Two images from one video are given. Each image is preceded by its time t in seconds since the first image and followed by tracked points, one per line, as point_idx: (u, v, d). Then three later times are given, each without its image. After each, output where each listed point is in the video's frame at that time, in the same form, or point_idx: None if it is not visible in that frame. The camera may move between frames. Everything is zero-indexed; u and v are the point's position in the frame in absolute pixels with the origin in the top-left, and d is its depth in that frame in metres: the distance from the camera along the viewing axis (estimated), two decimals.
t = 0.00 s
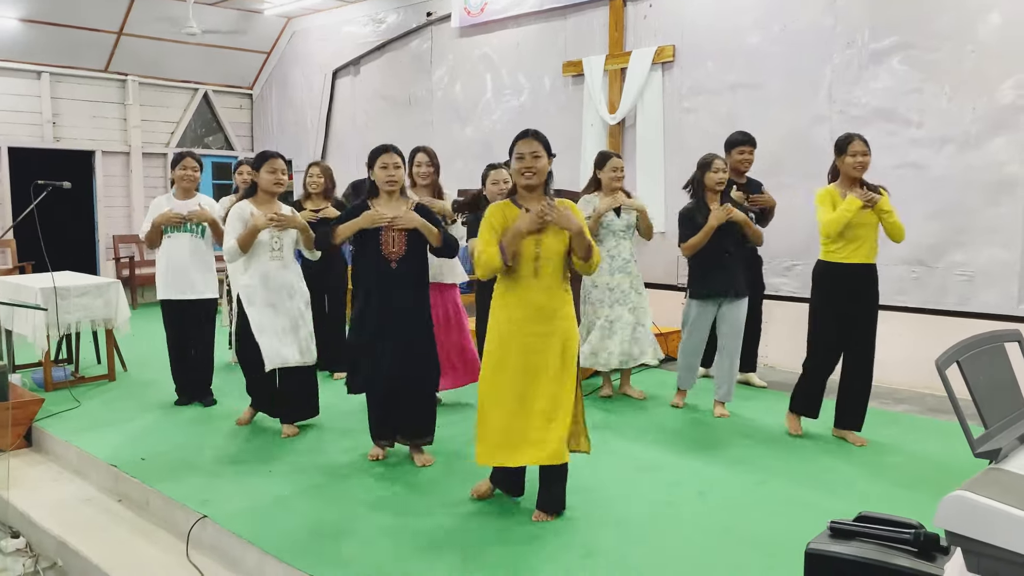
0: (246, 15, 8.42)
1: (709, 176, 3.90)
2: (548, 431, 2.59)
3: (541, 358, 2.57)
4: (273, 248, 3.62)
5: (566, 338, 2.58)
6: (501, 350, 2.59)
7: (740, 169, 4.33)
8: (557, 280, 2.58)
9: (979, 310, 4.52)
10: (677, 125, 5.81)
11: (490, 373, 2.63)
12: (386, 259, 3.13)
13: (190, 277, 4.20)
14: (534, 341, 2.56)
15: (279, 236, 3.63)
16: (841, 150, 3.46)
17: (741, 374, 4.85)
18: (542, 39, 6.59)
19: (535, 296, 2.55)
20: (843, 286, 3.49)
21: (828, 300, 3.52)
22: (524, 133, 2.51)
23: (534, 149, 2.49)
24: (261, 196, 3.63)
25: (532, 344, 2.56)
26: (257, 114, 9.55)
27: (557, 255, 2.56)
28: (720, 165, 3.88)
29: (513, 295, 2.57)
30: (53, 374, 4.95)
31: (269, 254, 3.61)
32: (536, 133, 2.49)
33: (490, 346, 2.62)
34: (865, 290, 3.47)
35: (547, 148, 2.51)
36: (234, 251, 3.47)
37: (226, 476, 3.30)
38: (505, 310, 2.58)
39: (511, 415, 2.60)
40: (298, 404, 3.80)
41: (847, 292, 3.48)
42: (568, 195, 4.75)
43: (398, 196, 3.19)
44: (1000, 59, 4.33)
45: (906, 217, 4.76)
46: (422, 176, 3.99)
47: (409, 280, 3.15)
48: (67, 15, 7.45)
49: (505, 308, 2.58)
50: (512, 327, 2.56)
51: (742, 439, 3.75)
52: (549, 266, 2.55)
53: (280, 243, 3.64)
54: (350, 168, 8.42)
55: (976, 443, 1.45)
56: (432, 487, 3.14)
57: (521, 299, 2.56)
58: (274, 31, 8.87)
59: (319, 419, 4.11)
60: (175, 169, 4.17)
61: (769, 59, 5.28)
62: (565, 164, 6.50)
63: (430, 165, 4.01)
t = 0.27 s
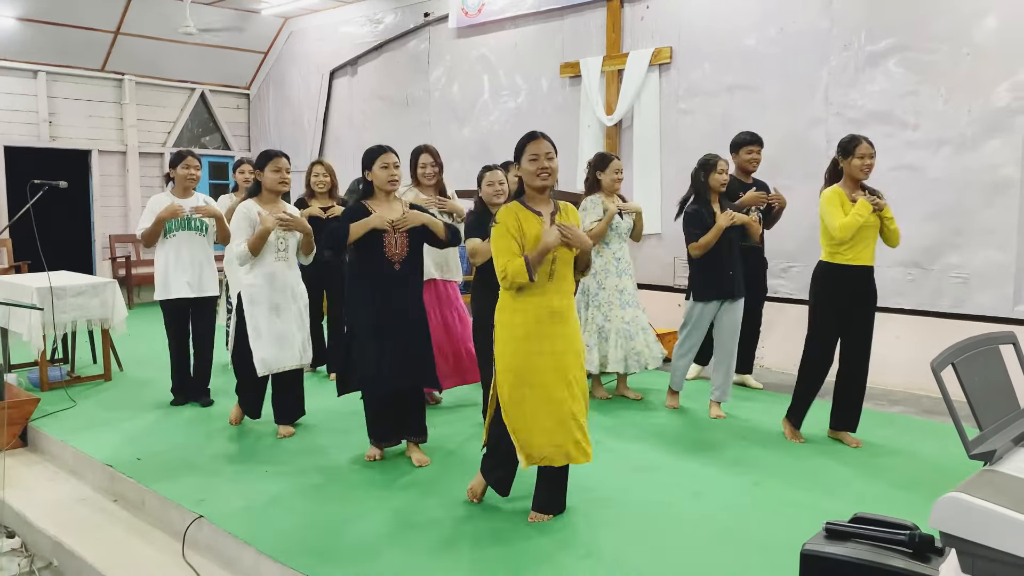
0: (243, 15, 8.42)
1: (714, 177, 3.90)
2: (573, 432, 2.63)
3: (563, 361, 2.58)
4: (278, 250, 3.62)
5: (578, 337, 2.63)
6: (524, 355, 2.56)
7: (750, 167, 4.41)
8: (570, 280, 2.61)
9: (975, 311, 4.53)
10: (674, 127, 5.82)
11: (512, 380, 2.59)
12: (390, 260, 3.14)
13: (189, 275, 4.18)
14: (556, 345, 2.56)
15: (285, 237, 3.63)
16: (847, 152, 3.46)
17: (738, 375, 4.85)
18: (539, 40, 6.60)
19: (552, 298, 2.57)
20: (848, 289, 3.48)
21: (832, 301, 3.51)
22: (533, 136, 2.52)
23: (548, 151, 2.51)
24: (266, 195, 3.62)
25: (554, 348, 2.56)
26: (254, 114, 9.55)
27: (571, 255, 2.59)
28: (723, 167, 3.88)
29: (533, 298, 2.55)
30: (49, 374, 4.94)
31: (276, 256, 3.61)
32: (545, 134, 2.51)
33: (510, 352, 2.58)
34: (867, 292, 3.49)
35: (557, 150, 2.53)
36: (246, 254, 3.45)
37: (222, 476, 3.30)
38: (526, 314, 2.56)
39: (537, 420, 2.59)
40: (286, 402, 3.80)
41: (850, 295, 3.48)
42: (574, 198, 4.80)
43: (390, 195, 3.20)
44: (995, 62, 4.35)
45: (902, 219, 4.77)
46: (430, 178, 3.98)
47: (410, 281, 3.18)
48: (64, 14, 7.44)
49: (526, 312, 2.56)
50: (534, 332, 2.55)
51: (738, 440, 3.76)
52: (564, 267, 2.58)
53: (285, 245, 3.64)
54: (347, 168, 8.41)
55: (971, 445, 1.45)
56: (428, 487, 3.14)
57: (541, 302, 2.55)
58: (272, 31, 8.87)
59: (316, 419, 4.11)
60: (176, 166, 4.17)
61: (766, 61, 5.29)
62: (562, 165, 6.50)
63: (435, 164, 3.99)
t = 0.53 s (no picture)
0: (241, 19, 8.43)
1: (711, 184, 3.92)
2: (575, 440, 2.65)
3: (568, 370, 2.59)
4: (280, 255, 3.62)
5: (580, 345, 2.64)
6: (530, 365, 2.56)
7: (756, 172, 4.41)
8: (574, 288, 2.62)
9: (969, 318, 4.54)
10: (671, 133, 5.83)
11: (517, 389, 2.59)
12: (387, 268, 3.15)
13: (199, 280, 4.21)
14: (561, 354, 2.57)
15: (287, 242, 3.64)
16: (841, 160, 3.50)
17: (733, 381, 4.87)
18: (537, 45, 6.61)
19: (558, 307, 2.57)
20: (850, 294, 3.51)
21: (833, 305, 3.54)
22: (537, 145, 2.52)
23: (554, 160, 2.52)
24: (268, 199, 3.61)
25: (559, 358, 2.57)
26: (251, 117, 9.55)
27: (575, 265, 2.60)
28: (721, 173, 3.89)
29: (539, 308, 2.55)
30: (45, 377, 4.93)
31: (277, 261, 3.62)
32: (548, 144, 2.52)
33: (515, 360, 2.58)
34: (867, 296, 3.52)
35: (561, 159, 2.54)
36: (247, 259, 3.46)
37: (218, 481, 3.29)
38: (533, 324, 2.56)
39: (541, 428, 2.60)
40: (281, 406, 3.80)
41: (850, 300, 3.51)
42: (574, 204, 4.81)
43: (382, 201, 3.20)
44: (990, 69, 4.37)
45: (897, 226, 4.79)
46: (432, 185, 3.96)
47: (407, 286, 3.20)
48: (61, 17, 7.44)
49: (532, 320, 2.56)
50: (540, 341, 2.55)
51: (734, 446, 3.76)
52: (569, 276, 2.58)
53: (287, 249, 3.65)
54: (344, 172, 8.41)
55: (968, 452, 1.46)
56: (425, 492, 3.14)
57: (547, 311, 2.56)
58: (269, 35, 8.88)
59: (312, 423, 4.11)
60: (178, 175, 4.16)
61: (763, 67, 5.31)
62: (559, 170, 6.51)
63: (438, 170, 3.96)
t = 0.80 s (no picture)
0: (242, 21, 8.45)
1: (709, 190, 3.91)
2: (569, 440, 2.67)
3: (565, 372, 2.60)
4: (281, 266, 3.62)
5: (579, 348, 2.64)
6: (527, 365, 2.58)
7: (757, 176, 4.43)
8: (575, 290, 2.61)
9: (969, 323, 4.55)
10: (672, 137, 5.84)
11: (513, 387, 2.61)
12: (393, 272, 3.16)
13: (206, 288, 4.20)
14: (559, 356, 2.58)
15: (290, 253, 3.63)
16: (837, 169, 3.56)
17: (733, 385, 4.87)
18: (538, 49, 6.62)
19: (558, 310, 2.56)
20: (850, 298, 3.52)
21: (833, 310, 3.55)
22: (543, 147, 2.52)
23: (556, 162, 2.52)
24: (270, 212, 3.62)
25: (557, 360, 2.58)
26: (252, 120, 9.56)
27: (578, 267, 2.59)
28: (720, 179, 3.88)
29: (539, 309, 2.55)
30: (45, 379, 4.93)
31: (279, 272, 3.60)
32: (552, 145, 2.52)
33: (514, 359, 2.59)
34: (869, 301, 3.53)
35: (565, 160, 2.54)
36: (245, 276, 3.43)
37: (217, 483, 3.29)
38: (533, 324, 2.55)
39: (535, 427, 2.62)
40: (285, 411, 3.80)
41: (850, 305, 3.52)
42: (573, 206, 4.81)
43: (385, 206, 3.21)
44: (991, 75, 4.39)
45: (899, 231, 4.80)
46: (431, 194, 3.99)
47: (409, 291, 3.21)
48: (62, 19, 7.45)
49: (533, 321, 2.56)
50: (538, 342, 2.56)
51: (733, 450, 3.77)
52: (570, 278, 2.57)
53: (289, 260, 3.64)
54: (344, 175, 8.42)
55: (971, 457, 1.47)
56: (425, 495, 3.13)
57: (547, 313, 2.55)
58: (270, 38, 8.89)
59: (312, 426, 4.11)
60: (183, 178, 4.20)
61: (763, 72, 5.33)
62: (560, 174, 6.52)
63: (437, 183, 4.02)
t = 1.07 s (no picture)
0: (243, 24, 8.46)
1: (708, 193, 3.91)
2: (563, 451, 2.65)
3: (559, 382, 2.59)
4: (274, 259, 3.59)
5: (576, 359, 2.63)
6: (521, 374, 2.58)
7: (755, 181, 4.48)
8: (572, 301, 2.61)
9: (970, 327, 4.56)
10: (673, 140, 5.85)
11: (504, 392, 2.62)
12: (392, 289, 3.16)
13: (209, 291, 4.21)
14: (553, 366, 2.57)
15: (281, 246, 3.59)
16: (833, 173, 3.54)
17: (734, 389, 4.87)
18: (540, 52, 6.63)
19: (553, 320, 2.56)
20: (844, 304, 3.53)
21: (827, 313, 3.57)
22: (543, 155, 2.51)
23: (550, 171, 2.50)
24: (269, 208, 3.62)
25: (551, 369, 2.57)
26: (254, 122, 9.57)
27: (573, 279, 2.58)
28: (720, 182, 3.87)
29: (532, 315, 2.56)
30: (46, 380, 4.93)
31: (269, 266, 3.58)
32: (549, 156, 2.49)
33: (506, 363, 2.60)
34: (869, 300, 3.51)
35: (561, 172, 2.51)
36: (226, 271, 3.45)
37: (219, 485, 3.29)
38: (525, 330, 2.56)
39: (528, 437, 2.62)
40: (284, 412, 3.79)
41: (846, 310, 3.53)
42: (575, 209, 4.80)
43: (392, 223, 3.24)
44: (992, 79, 4.39)
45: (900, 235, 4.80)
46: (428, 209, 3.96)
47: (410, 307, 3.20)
48: (64, 20, 7.46)
49: (525, 327, 2.56)
50: (532, 352, 2.56)
51: (734, 453, 3.77)
52: (566, 289, 2.57)
53: (281, 253, 3.60)
54: (345, 178, 8.43)
55: (974, 461, 1.47)
56: (426, 497, 3.13)
57: (541, 323, 2.55)
58: (272, 40, 8.90)
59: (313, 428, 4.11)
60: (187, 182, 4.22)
61: (764, 75, 5.34)
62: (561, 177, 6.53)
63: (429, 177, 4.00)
